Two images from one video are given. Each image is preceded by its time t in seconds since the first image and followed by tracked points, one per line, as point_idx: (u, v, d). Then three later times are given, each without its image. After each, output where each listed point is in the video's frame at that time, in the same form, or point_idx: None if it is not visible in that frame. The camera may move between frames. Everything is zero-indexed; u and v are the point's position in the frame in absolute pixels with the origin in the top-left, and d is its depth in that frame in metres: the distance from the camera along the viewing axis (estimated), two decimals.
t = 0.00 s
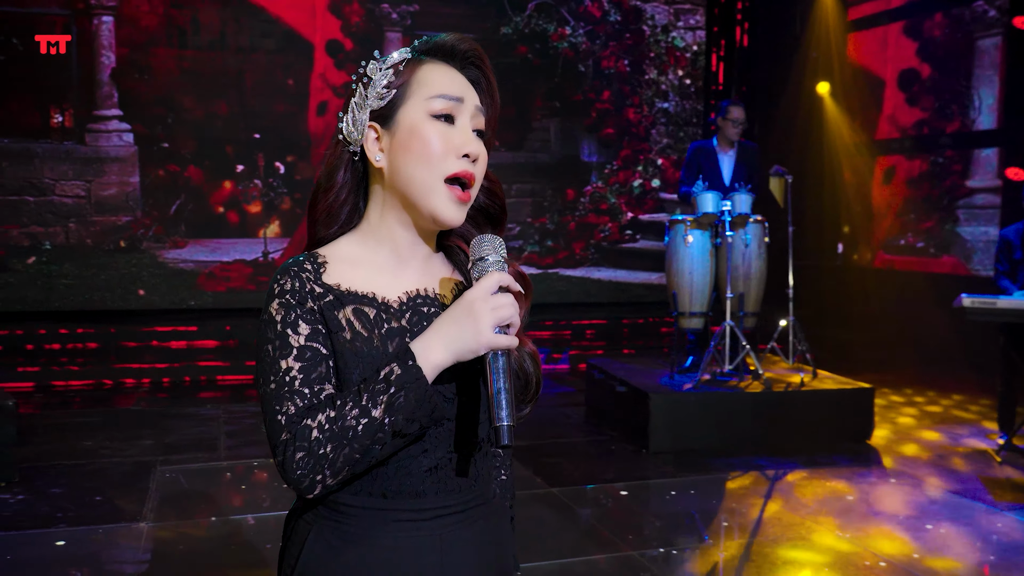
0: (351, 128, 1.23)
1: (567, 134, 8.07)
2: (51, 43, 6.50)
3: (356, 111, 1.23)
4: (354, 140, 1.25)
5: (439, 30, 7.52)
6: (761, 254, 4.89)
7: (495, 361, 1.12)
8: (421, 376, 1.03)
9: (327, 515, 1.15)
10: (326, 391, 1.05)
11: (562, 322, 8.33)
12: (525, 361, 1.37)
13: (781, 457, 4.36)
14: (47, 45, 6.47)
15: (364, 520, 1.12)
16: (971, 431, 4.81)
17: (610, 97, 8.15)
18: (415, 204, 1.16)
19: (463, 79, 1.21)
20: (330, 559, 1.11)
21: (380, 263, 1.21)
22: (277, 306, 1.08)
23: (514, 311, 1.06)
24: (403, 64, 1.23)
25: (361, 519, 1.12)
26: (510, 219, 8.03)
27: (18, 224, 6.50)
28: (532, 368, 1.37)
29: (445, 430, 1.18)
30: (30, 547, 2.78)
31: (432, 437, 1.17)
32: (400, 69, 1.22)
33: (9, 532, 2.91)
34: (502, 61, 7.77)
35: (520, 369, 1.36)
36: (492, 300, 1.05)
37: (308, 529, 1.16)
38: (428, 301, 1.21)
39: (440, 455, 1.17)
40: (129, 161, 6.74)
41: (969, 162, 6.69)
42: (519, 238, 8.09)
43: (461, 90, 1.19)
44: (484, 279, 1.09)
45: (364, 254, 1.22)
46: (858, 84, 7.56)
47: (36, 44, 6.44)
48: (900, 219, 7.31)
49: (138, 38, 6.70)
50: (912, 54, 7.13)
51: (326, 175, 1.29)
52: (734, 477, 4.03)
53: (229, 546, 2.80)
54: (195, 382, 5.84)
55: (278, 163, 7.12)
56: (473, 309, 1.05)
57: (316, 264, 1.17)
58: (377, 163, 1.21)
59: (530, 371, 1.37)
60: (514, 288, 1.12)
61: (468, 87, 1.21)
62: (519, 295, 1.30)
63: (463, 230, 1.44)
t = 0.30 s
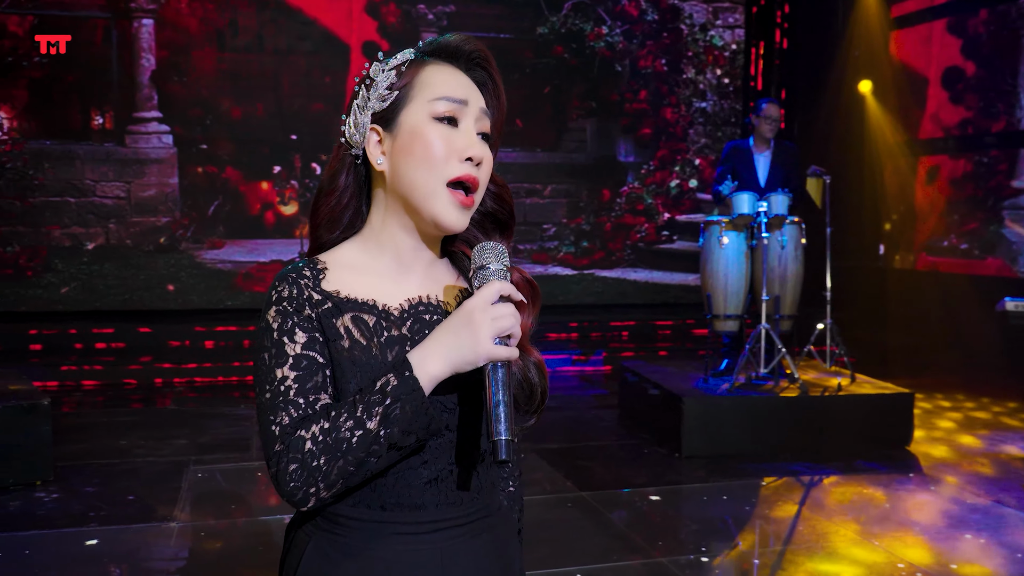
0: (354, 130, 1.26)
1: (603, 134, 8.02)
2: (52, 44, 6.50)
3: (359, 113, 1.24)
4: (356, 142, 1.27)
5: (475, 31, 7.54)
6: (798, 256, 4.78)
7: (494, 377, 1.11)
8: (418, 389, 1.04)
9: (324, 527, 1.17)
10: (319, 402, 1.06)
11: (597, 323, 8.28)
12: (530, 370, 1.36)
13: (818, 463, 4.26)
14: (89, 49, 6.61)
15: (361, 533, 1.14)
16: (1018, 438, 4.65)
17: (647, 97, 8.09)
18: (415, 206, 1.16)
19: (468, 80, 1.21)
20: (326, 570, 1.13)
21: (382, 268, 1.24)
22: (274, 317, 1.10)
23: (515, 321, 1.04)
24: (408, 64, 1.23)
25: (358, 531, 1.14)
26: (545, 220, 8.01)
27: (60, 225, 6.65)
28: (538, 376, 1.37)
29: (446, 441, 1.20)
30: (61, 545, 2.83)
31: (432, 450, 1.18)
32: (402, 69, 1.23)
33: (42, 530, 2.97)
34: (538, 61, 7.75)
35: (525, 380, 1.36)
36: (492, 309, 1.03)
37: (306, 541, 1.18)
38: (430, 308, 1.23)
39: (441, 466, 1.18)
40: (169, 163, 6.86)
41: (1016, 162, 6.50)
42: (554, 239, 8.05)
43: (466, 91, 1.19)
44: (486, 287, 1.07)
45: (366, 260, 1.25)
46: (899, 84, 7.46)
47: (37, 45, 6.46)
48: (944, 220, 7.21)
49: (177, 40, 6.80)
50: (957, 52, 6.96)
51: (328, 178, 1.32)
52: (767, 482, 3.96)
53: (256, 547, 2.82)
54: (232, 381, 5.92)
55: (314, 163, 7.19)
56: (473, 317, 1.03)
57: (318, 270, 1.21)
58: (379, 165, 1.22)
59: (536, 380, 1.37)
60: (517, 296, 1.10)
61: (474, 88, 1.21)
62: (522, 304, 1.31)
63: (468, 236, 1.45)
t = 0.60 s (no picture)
0: (351, 130, 1.33)
1: (637, 133, 7.95)
2: (50, 43, 6.53)
3: (357, 111, 1.30)
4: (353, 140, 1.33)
5: (509, 30, 7.55)
6: (834, 257, 4.69)
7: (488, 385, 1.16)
8: (408, 395, 1.09)
9: (317, 534, 1.26)
10: (309, 408, 1.12)
11: (630, 324, 8.22)
12: (533, 378, 1.43)
13: (853, 467, 4.16)
14: (127, 51, 6.72)
15: (354, 546, 1.23)
16: None
17: (682, 95, 8.00)
18: (413, 203, 1.23)
19: (467, 79, 1.27)
20: None
21: (378, 273, 1.31)
22: (265, 323, 1.17)
23: (508, 327, 1.10)
24: (408, 61, 1.29)
25: (351, 543, 1.23)
26: (579, 219, 7.96)
27: (99, 224, 6.78)
28: (540, 384, 1.43)
29: (439, 452, 1.28)
30: (90, 542, 2.88)
31: (426, 463, 1.26)
32: (400, 67, 1.29)
33: (72, 527, 3.02)
34: (572, 60, 7.72)
35: (525, 388, 1.41)
36: (485, 317, 1.09)
37: (299, 550, 1.27)
38: (427, 313, 1.30)
39: (436, 476, 1.27)
40: (205, 162, 6.95)
41: None
42: (588, 238, 8.00)
43: (466, 90, 1.25)
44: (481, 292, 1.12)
45: (364, 264, 1.32)
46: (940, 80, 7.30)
47: (36, 44, 6.51)
48: (986, 219, 6.96)
49: (213, 41, 6.89)
50: (1000, 47, 6.76)
51: (328, 175, 1.41)
52: (802, 489, 3.84)
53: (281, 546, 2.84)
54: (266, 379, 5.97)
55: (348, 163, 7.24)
56: (465, 325, 1.08)
57: (312, 273, 1.28)
58: (376, 164, 1.29)
59: (541, 393, 1.43)
60: (512, 302, 1.15)
61: (473, 87, 1.27)
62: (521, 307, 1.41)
63: (468, 235, 1.53)
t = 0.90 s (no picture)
0: (354, 133, 1.40)
1: (674, 132, 7.86)
2: (54, 43, 6.65)
3: (360, 114, 1.38)
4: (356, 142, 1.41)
5: (543, 29, 7.54)
6: (872, 258, 4.59)
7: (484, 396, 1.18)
8: (401, 406, 1.14)
9: (317, 542, 1.32)
10: (302, 416, 1.18)
11: (666, 325, 8.14)
12: (535, 388, 1.45)
13: (889, 473, 4.08)
14: (166, 53, 6.83)
15: (351, 554, 1.28)
16: None
17: (719, 94, 7.90)
18: (414, 204, 1.29)
19: (469, 81, 1.33)
20: None
21: (381, 279, 1.38)
22: (263, 332, 1.24)
23: (506, 337, 1.12)
24: (412, 63, 1.36)
25: (349, 552, 1.28)
26: (614, 219, 7.91)
27: (138, 224, 6.91)
28: (543, 394, 1.45)
29: (438, 462, 1.34)
30: (121, 538, 2.94)
31: (425, 474, 1.32)
32: (404, 70, 1.36)
33: (105, 524, 3.08)
34: (608, 59, 7.67)
35: (528, 397, 1.43)
36: (482, 330, 1.12)
37: (300, 558, 1.33)
38: (428, 320, 1.36)
39: (434, 486, 1.32)
40: (242, 163, 7.04)
41: None
42: (623, 238, 7.94)
43: (466, 93, 1.31)
44: (480, 302, 1.16)
45: (367, 268, 1.39)
46: (985, 76, 7.01)
47: (37, 44, 6.63)
48: None
49: (250, 43, 6.98)
50: None
51: (334, 177, 1.49)
52: (837, 495, 3.77)
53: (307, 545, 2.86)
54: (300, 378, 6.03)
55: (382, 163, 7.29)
56: (463, 338, 1.11)
57: (313, 277, 1.35)
58: (377, 167, 1.36)
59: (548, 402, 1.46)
60: (512, 312, 1.19)
61: (475, 90, 1.33)
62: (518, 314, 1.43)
63: (473, 241, 1.61)
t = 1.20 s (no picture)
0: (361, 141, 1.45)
1: (713, 132, 7.79)
2: (51, 43, 6.74)
3: (367, 122, 1.41)
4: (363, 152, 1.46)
5: (581, 29, 7.53)
6: (912, 259, 4.51)
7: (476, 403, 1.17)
8: (393, 409, 1.15)
9: (321, 540, 1.34)
10: (300, 413, 1.20)
11: (704, 326, 8.07)
12: (539, 391, 1.39)
13: (928, 478, 3.99)
14: (207, 55, 6.97)
15: (352, 550, 1.30)
16: None
17: (759, 93, 7.82)
18: (415, 212, 1.30)
19: (466, 84, 1.33)
20: None
21: (389, 279, 1.40)
22: (267, 326, 1.27)
23: (501, 347, 1.12)
24: (412, 68, 1.37)
25: (350, 548, 1.30)
26: (651, 219, 7.86)
27: (180, 224, 7.07)
28: (547, 399, 1.39)
29: (436, 464, 1.34)
30: (155, 532, 3.02)
31: (425, 474, 1.32)
32: (405, 75, 1.37)
33: (142, 519, 3.17)
34: (646, 58, 7.63)
35: (532, 402, 1.38)
36: (478, 338, 1.11)
37: (304, 558, 1.35)
38: (435, 320, 1.38)
39: (434, 485, 1.33)
40: (281, 164, 7.16)
41: None
42: (661, 239, 7.89)
43: (463, 96, 1.31)
44: (478, 310, 1.15)
45: (376, 268, 1.41)
46: None
47: (37, 44, 6.74)
48: None
49: (290, 45, 7.09)
50: None
51: (344, 183, 1.54)
52: (872, 499, 3.72)
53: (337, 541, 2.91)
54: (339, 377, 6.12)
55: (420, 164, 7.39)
56: (459, 344, 1.11)
57: (322, 273, 1.38)
58: (383, 175, 1.39)
59: (553, 406, 1.39)
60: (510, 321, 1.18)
61: (473, 91, 1.33)
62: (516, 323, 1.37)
63: (486, 244, 1.59)
